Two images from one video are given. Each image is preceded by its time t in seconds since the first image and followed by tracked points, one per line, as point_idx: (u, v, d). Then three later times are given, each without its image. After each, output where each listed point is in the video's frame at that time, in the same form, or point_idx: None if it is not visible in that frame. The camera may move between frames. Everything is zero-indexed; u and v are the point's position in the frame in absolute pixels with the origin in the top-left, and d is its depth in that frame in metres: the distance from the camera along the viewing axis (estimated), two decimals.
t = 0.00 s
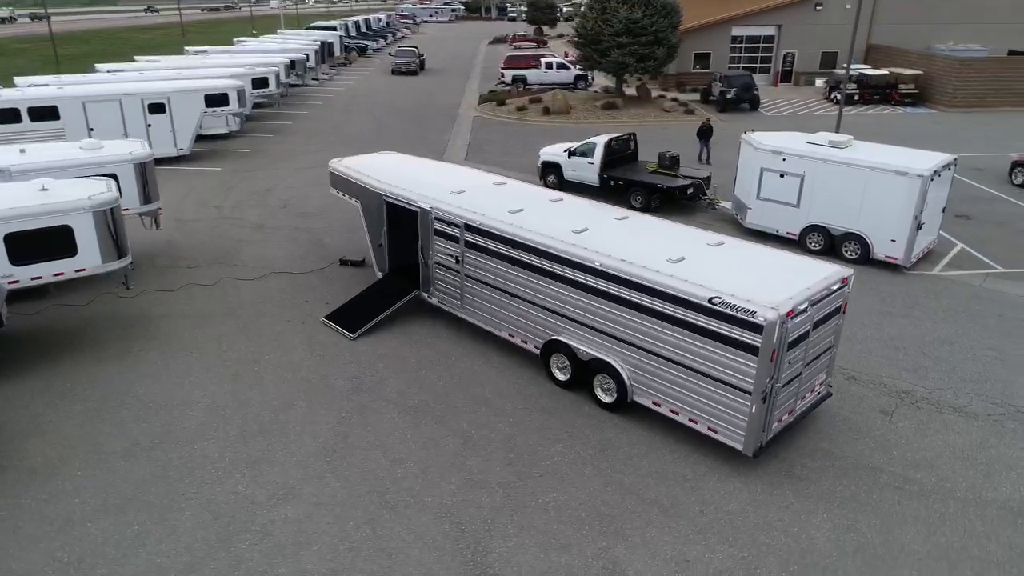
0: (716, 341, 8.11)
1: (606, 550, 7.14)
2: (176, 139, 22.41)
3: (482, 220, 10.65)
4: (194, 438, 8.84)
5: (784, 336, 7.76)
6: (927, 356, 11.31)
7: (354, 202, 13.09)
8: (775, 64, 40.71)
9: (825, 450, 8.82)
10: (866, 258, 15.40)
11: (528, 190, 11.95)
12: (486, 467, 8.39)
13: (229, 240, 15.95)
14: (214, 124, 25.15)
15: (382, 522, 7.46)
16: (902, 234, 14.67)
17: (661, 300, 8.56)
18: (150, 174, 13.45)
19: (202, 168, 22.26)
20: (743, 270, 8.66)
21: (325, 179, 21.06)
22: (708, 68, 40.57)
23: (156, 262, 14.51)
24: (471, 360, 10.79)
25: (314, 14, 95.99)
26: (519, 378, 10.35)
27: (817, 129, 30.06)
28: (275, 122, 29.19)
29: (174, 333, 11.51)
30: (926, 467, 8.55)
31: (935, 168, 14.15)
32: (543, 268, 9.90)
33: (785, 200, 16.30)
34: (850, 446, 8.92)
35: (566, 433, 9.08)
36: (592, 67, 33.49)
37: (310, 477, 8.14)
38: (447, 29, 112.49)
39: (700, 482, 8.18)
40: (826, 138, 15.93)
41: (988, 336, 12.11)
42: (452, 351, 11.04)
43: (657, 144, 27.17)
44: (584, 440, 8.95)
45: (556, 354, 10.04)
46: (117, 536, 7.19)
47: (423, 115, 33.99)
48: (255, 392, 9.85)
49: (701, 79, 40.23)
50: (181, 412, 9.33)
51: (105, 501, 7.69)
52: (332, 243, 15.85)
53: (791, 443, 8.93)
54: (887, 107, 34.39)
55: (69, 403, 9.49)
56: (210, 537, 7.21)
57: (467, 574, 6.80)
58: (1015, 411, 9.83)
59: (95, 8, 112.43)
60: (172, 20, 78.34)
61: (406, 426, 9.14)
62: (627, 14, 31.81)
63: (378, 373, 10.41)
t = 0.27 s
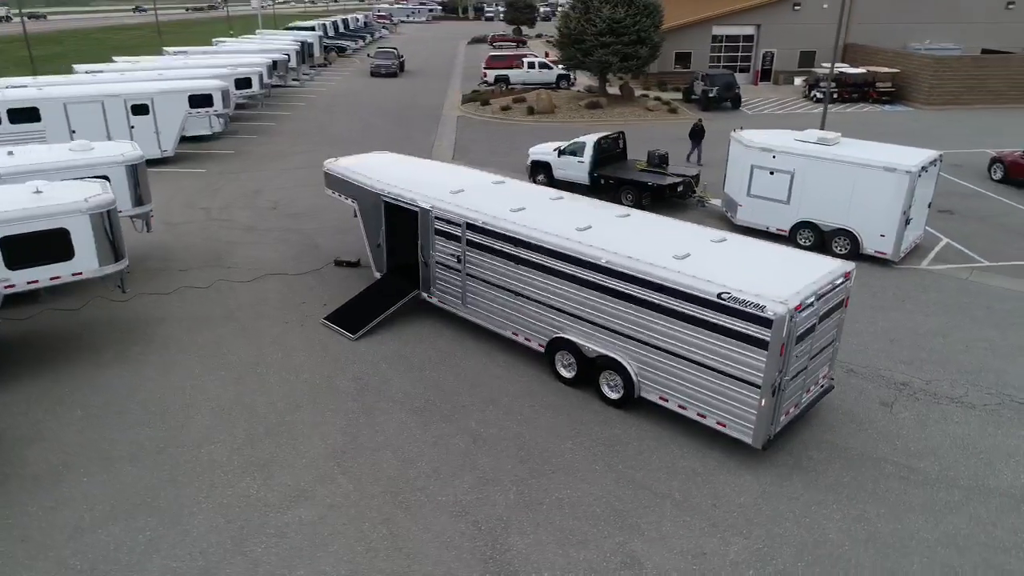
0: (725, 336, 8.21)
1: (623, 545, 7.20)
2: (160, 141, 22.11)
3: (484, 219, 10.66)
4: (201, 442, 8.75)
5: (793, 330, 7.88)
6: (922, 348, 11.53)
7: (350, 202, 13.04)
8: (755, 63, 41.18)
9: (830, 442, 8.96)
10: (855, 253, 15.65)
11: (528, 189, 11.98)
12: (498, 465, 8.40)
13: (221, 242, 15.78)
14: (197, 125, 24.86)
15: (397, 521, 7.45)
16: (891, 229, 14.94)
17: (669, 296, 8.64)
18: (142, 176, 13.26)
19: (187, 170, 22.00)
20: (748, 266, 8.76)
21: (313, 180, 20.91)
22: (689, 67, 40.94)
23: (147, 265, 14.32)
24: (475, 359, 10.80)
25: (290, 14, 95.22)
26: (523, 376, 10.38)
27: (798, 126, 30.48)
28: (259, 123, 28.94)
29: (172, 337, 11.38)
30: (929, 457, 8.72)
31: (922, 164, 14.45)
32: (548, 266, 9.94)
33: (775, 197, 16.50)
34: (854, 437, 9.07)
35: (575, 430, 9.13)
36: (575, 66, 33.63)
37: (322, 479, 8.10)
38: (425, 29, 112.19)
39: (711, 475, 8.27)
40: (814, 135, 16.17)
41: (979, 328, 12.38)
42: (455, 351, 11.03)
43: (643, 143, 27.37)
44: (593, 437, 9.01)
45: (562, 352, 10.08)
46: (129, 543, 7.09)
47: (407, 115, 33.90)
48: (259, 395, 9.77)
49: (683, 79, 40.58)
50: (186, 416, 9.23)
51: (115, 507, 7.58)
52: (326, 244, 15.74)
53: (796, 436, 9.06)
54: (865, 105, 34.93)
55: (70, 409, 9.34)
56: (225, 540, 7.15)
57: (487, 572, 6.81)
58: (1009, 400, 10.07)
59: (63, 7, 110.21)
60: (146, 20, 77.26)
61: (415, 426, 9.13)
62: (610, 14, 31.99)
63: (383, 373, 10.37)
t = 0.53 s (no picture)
0: (732, 331, 8.31)
1: (638, 538, 7.26)
2: (142, 143, 21.80)
3: (485, 218, 10.66)
4: (207, 445, 8.66)
5: (799, 323, 8.00)
6: (914, 341, 11.77)
7: (346, 202, 12.97)
8: (734, 62, 41.64)
9: (833, 433, 9.11)
10: (844, 248, 15.89)
11: (526, 187, 12.00)
12: (509, 462, 8.43)
13: (211, 244, 15.61)
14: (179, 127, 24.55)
15: (412, 520, 7.45)
16: (879, 224, 15.20)
17: (675, 292, 8.72)
18: (133, 178, 13.07)
19: (171, 171, 21.72)
20: (752, 261, 8.87)
21: (301, 182, 20.76)
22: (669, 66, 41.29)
23: (138, 268, 14.12)
24: (477, 358, 10.81)
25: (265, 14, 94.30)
26: (527, 374, 10.41)
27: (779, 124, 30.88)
28: (241, 124, 28.66)
29: (169, 340, 11.24)
30: (929, 446, 8.91)
31: (908, 160, 14.75)
32: (551, 263, 9.98)
33: (764, 193, 16.70)
34: (856, 428, 9.24)
35: (582, 426, 9.18)
36: (558, 65, 33.72)
37: (333, 480, 8.06)
38: (401, 30, 111.80)
39: (719, 469, 8.37)
40: (802, 133, 16.43)
41: (967, 320, 12.66)
42: (457, 350, 11.03)
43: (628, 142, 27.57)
44: (601, 433, 9.06)
45: (566, 349, 10.13)
46: (141, 548, 7.00)
47: (390, 115, 33.78)
48: (262, 397, 9.69)
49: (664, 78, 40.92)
50: (190, 420, 9.13)
51: (124, 512, 7.49)
52: (318, 245, 15.64)
53: (800, 428, 9.20)
54: (843, 103, 35.49)
55: (70, 415, 9.19)
56: (240, 543, 7.09)
57: (505, 568, 6.83)
58: (1002, 390, 10.31)
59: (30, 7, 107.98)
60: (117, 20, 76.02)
61: (422, 425, 9.12)
62: (593, 14, 32.18)
63: (386, 373, 10.34)
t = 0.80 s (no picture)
0: (737, 324, 8.43)
1: (653, 531, 7.35)
2: (126, 144, 21.50)
3: (486, 216, 10.69)
4: (214, 447, 8.59)
5: (804, 316, 8.15)
6: (906, 333, 12.02)
7: (342, 202, 12.93)
8: (714, 61, 42.07)
9: (834, 424, 9.29)
10: (832, 244, 16.14)
11: (524, 185, 12.05)
12: (519, 458, 8.47)
13: (203, 245, 15.46)
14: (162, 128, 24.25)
15: (427, 518, 7.46)
16: (867, 220, 15.48)
17: (680, 287, 8.83)
18: (124, 179, 12.90)
19: (155, 173, 21.45)
20: (755, 256, 9.00)
21: (288, 183, 20.63)
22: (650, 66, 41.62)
23: (129, 271, 13.94)
24: (480, 356, 10.83)
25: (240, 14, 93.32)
26: (531, 372, 10.46)
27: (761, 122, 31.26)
28: (224, 125, 28.38)
29: (167, 343, 11.13)
30: (927, 435, 9.11)
31: (894, 156, 15.06)
32: (554, 261, 10.03)
33: (753, 190, 16.90)
34: (856, 419, 9.42)
35: (588, 422, 9.25)
36: (541, 65, 33.81)
37: (344, 479, 8.05)
38: (378, 29, 111.36)
39: (727, 461, 8.48)
40: (789, 130, 16.69)
41: (956, 312, 12.95)
42: (459, 348, 11.05)
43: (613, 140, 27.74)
44: (608, 427, 9.13)
45: (570, 345, 10.20)
46: (155, 552, 6.94)
47: (373, 116, 33.66)
48: (267, 398, 9.64)
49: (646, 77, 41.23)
50: (194, 422, 9.06)
51: (136, 515, 7.42)
52: (311, 246, 15.55)
53: (802, 420, 9.36)
54: (822, 101, 36.02)
55: (71, 419, 9.06)
56: (255, 544, 7.05)
57: (524, 562, 6.88)
58: (994, 380, 10.57)
59: None
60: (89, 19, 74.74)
61: (429, 423, 9.13)
62: (575, 13, 32.34)
63: (390, 372, 10.33)
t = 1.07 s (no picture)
0: (743, 318, 8.57)
1: (667, 522, 7.43)
2: (109, 146, 21.20)
3: (488, 214, 10.73)
4: (223, 448, 8.53)
5: (808, 309, 8.30)
6: (898, 325, 12.26)
7: (340, 201, 12.91)
8: (695, 60, 42.46)
9: (836, 415, 9.45)
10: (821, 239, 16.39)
11: (522, 183, 12.09)
12: (529, 454, 8.52)
13: (194, 247, 15.30)
14: (145, 130, 23.95)
15: (443, 514, 7.48)
16: (855, 215, 15.75)
17: (685, 282, 8.95)
18: (117, 180, 12.73)
19: (140, 174, 21.18)
20: (758, 250, 9.14)
21: (277, 184, 20.48)
22: (632, 65, 41.90)
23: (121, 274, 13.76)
24: (483, 353, 10.86)
25: (216, 14, 92.31)
26: (535, 368, 10.51)
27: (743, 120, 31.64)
28: (207, 126, 28.10)
29: (166, 346, 11.01)
30: (926, 423, 9.31)
31: (881, 153, 15.37)
32: (557, 258, 10.11)
33: (743, 187, 17.10)
34: (856, 410, 9.60)
35: (595, 417, 9.31)
36: (525, 64, 33.87)
37: (357, 477, 8.04)
38: (356, 30, 110.73)
39: (734, 452, 8.60)
40: (777, 128, 16.95)
41: (944, 304, 13.24)
42: (462, 346, 11.07)
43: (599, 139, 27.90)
44: (615, 422, 9.21)
45: (574, 341, 10.28)
46: (170, 554, 6.88)
47: (357, 116, 33.53)
48: (272, 398, 9.60)
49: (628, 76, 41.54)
50: (201, 424, 8.98)
51: (148, 518, 7.35)
52: (305, 246, 15.46)
53: (804, 411, 9.51)
54: (802, 99, 36.53)
55: (75, 423, 8.94)
56: (271, 544, 7.03)
57: (543, 556, 6.93)
58: (985, 369, 10.83)
59: None
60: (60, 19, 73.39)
61: (437, 421, 9.15)
62: (559, 13, 32.47)
63: (394, 371, 10.32)
